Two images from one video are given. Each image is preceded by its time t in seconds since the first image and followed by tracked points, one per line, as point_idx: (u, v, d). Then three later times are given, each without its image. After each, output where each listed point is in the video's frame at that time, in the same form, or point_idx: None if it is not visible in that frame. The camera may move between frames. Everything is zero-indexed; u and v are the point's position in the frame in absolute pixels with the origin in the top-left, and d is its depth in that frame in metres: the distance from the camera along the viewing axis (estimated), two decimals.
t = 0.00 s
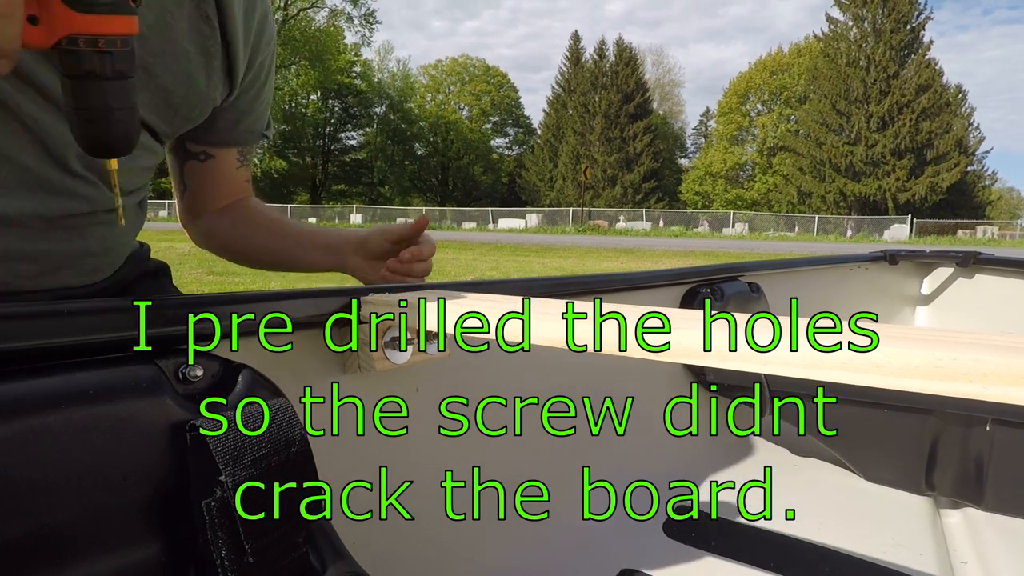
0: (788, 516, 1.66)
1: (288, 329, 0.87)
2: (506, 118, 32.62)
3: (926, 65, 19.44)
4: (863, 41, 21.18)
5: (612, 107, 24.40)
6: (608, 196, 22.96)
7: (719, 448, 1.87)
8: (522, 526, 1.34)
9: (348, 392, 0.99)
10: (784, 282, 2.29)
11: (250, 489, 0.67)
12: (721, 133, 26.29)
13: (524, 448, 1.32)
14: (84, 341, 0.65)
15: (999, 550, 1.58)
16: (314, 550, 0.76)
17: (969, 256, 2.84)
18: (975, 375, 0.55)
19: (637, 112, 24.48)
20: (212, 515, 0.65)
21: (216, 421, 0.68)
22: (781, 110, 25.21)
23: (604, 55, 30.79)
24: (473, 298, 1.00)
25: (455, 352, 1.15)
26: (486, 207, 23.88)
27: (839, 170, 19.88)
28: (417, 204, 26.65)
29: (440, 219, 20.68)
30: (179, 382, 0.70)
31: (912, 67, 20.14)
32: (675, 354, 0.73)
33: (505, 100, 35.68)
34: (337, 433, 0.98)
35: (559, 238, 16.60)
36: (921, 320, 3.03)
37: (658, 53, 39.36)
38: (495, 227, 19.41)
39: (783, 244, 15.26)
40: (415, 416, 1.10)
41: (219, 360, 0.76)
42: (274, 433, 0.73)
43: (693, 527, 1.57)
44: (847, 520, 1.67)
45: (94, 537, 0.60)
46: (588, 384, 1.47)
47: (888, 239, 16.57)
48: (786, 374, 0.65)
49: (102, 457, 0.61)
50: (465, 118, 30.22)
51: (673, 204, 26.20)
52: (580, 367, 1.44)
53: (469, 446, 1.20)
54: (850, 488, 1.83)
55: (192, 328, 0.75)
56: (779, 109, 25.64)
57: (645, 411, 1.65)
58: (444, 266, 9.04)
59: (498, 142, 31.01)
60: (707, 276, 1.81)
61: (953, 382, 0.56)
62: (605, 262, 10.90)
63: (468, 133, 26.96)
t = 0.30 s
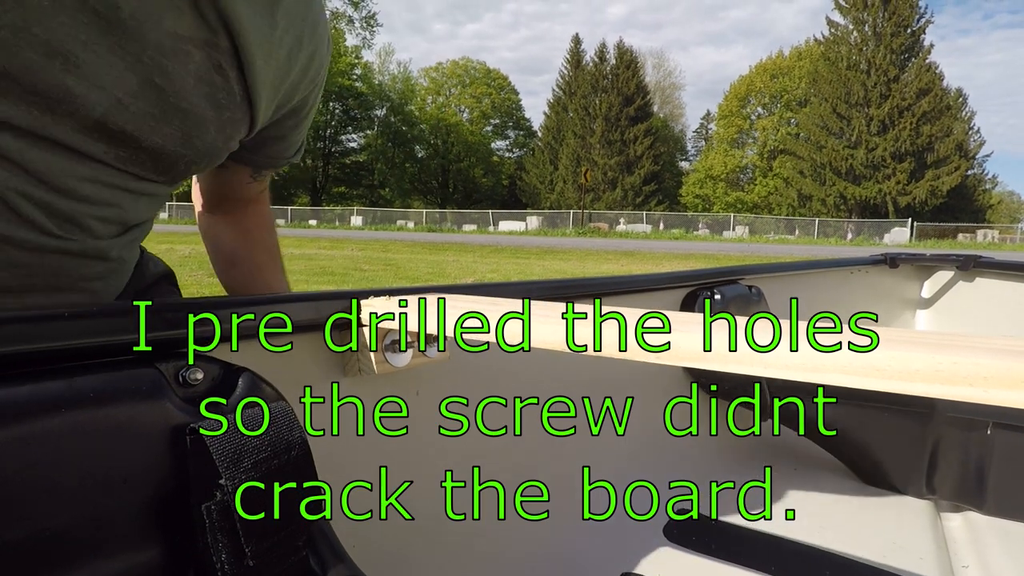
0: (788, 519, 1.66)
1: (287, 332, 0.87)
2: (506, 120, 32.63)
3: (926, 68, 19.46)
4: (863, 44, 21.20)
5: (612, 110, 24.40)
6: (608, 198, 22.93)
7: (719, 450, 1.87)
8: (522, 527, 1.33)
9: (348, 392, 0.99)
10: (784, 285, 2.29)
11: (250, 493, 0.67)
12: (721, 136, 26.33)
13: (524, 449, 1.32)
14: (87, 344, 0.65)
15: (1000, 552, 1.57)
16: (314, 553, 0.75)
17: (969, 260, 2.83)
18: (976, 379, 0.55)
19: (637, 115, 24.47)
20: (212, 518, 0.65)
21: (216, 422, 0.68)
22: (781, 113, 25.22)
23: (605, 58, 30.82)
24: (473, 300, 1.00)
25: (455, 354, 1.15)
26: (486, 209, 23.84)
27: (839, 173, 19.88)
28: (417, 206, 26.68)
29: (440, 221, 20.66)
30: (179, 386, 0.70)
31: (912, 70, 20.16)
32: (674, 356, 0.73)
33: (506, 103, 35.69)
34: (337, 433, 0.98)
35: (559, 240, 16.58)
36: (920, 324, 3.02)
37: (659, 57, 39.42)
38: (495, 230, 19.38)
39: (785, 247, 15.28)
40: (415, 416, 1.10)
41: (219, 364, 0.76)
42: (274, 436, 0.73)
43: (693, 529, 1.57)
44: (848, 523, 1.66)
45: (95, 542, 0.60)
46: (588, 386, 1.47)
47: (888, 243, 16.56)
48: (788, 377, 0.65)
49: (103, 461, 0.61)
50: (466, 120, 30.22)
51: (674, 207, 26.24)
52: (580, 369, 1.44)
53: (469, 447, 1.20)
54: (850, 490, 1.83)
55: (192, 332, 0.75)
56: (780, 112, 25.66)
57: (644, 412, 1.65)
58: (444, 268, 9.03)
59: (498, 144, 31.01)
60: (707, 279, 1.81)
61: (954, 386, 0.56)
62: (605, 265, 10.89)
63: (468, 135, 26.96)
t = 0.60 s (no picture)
0: (788, 521, 1.66)
1: (288, 334, 0.88)
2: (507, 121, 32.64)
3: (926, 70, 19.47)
4: (863, 46, 21.21)
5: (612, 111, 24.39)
6: (609, 200, 22.92)
7: (719, 451, 1.87)
8: (523, 528, 1.33)
9: (348, 392, 0.99)
10: (784, 286, 2.28)
11: (250, 494, 0.67)
12: (721, 137, 26.33)
13: (524, 450, 1.32)
14: (86, 345, 0.65)
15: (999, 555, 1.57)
16: (313, 555, 0.74)
17: (970, 262, 2.83)
18: (978, 380, 0.55)
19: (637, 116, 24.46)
20: (212, 520, 0.65)
21: (216, 422, 0.68)
22: (781, 115, 25.23)
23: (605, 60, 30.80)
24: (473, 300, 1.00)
25: (454, 355, 1.15)
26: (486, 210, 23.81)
27: (839, 174, 19.86)
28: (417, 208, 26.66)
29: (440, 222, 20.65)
30: (178, 387, 0.70)
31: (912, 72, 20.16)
32: (674, 356, 0.72)
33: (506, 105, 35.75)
34: (336, 435, 0.98)
35: (559, 242, 16.55)
36: (921, 325, 3.02)
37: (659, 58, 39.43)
38: (495, 232, 19.34)
39: (786, 249, 15.24)
40: (415, 418, 1.10)
41: (219, 364, 0.76)
42: (275, 437, 0.72)
43: (693, 531, 1.57)
44: (847, 526, 1.66)
45: (94, 543, 0.60)
46: (587, 387, 1.47)
47: (889, 244, 16.54)
48: (789, 378, 0.65)
49: (102, 463, 0.61)
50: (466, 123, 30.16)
51: (674, 208, 26.25)
52: (580, 370, 1.44)
53: (469, 448, 1.20)
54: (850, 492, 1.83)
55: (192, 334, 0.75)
56: (780, 113, 25.68)
57: (644, 414, 1.65)
58: (444, 270, 9.02)
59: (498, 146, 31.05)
60: (706, 280, 1.81)
61: (956, 387, 0.56)
62: (605, 266, 10.87)
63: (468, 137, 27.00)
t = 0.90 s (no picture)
0: (788, 522, 1.66)
1: (290, 335, 0.88)
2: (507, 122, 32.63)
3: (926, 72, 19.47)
4: (863, 48, 21.20)
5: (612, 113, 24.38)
6: (608, 201, 22.91)
7: (719, 452, 1.87)
8: (523, 528, 1.33)
9: (349, 392, 0.99)
10: (784, 287, 2.28)
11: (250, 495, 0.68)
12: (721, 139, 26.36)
13: (524, 450, 1.32)
14: (85, 346, 0.64)
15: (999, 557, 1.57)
16: (312, 559, 0.74)
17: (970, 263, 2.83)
18: (977, 382, 0.55)
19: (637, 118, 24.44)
20: (212, 521, 0.66)
21: (216, 421, 0.69)
22: (781, 116, 25.23)
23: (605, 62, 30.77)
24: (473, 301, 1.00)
25: (454, 355, 1.15)
26: (486, 211, 23.78)
27: (839, 176, 19.86)
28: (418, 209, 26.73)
29: (440, 224, 20.62)
30: (179, 390, 0.69)
31: (912, 73, 20.15)
32: (673, 357, 0.72)
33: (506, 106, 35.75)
34: (336, 434, 0.98)
35: (558, 244, 16.54)
36: (921, 327, 3.02)
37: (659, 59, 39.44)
38: (494, 234, 19.30)
39: (786, 251, 15.21)
40: (415, 418, 1.10)
41: (220, 365, 0.74)
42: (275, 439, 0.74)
43: (692, 532, 1.57)
44: (846, 527, 1.66)
45: (93, 544, 0.60)
46: (587, 388, 1.46)
47: (888, 246, 16.53)
48: (788, 379, 0.65)
49: (102, 466, 0.61)
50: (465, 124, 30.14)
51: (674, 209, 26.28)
52: (580, 371, 1.44)
53: (470, 448, 1.20)
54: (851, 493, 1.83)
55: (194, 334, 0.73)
56: (780, 115, 25.69)
57: (644, 415, 1.64)
58: (443, 270, 9.02)
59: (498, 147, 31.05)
60: (706, 281, 1.81)
61: (955, 388, 0.56)
62: (604, 267, 10.87)
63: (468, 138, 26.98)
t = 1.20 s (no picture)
0: (788, 521, 1.66)
1: (287, 334, 0.87)
2: (507, 123, 32.67)
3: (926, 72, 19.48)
4: (863, 48, 21.19)
5: (613, 113, 24.39)
6: (609, 201, 22.92)
7: (719, 452, 1.87)
8: (523, 528, 1.33)
9: (348, 392, 0.98)
10: (785, 287, 2.28)
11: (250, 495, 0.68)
12: (721, 139, 26.37)
13: (523, 449, 1.32)
14: (86, 346, 0.64)
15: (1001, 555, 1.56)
16: (313, 556, 0.76)
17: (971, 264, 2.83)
18: (977, 382, 0.55)
19: (637, 118, 24.44)
20: (212, 521, 0.66)
21: (215, 422, 0.69)
22: (781, 117, 25.24)
23: (605, 62, 30.78)
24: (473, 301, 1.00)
25: (454, 355, 1.15)
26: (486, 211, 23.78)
27: (839, 176, 19.86)
28: (419, 210, 26.73)
29: (441, 224, 20.63)
30: (179, 389, 0.70)
31: (912, 73, 20.16)
32: (673, 357, 0.72)
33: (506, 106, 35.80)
34: (337, 434, 0.98)
35: (558, 244, 16.54)
36: (921, 327, 3.02)
37: (659, 59, 39.45)
38: (495, 234, 19.30)
39: (786, 251, 15.19)
40: (415, 418, 1.10)
41: (219, 365, 0.76)
42: (275, 439, 0.74)
43: (691, 532, 1.57)
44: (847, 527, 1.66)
45: (93, 544, 0.60)
46: (586, 389, 1.46)
47: (889, 246, 16.52)
48: (788, 379, 0.65)
49: (102, 465, 0.61)
50: (466, 124, 30.18)
51: (674, 209, 26.29)
52: (579, 372, 1.44)
53: (469, 449, 1.20)
54: (851, 493, 1.82)
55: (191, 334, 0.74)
56: (780, 115, 25.66)
57: (643, 417, 1.64)
58: (443, 270, 9.03)
59: (498, 147, 31.09)
60: (706, 282, 1.81)
61: (954, 389, 0.56)
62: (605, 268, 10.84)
63: (468, 138, 27.01)
